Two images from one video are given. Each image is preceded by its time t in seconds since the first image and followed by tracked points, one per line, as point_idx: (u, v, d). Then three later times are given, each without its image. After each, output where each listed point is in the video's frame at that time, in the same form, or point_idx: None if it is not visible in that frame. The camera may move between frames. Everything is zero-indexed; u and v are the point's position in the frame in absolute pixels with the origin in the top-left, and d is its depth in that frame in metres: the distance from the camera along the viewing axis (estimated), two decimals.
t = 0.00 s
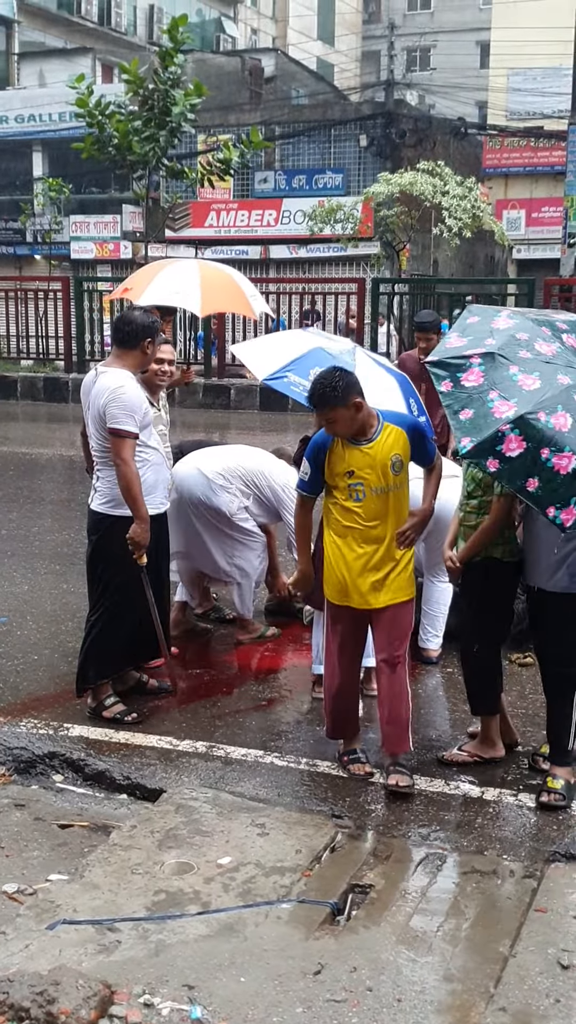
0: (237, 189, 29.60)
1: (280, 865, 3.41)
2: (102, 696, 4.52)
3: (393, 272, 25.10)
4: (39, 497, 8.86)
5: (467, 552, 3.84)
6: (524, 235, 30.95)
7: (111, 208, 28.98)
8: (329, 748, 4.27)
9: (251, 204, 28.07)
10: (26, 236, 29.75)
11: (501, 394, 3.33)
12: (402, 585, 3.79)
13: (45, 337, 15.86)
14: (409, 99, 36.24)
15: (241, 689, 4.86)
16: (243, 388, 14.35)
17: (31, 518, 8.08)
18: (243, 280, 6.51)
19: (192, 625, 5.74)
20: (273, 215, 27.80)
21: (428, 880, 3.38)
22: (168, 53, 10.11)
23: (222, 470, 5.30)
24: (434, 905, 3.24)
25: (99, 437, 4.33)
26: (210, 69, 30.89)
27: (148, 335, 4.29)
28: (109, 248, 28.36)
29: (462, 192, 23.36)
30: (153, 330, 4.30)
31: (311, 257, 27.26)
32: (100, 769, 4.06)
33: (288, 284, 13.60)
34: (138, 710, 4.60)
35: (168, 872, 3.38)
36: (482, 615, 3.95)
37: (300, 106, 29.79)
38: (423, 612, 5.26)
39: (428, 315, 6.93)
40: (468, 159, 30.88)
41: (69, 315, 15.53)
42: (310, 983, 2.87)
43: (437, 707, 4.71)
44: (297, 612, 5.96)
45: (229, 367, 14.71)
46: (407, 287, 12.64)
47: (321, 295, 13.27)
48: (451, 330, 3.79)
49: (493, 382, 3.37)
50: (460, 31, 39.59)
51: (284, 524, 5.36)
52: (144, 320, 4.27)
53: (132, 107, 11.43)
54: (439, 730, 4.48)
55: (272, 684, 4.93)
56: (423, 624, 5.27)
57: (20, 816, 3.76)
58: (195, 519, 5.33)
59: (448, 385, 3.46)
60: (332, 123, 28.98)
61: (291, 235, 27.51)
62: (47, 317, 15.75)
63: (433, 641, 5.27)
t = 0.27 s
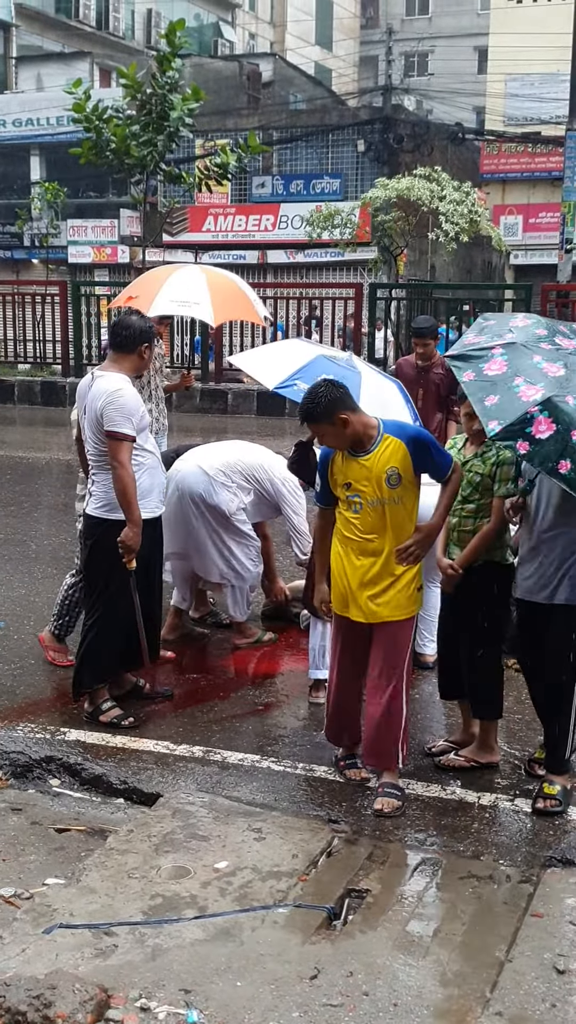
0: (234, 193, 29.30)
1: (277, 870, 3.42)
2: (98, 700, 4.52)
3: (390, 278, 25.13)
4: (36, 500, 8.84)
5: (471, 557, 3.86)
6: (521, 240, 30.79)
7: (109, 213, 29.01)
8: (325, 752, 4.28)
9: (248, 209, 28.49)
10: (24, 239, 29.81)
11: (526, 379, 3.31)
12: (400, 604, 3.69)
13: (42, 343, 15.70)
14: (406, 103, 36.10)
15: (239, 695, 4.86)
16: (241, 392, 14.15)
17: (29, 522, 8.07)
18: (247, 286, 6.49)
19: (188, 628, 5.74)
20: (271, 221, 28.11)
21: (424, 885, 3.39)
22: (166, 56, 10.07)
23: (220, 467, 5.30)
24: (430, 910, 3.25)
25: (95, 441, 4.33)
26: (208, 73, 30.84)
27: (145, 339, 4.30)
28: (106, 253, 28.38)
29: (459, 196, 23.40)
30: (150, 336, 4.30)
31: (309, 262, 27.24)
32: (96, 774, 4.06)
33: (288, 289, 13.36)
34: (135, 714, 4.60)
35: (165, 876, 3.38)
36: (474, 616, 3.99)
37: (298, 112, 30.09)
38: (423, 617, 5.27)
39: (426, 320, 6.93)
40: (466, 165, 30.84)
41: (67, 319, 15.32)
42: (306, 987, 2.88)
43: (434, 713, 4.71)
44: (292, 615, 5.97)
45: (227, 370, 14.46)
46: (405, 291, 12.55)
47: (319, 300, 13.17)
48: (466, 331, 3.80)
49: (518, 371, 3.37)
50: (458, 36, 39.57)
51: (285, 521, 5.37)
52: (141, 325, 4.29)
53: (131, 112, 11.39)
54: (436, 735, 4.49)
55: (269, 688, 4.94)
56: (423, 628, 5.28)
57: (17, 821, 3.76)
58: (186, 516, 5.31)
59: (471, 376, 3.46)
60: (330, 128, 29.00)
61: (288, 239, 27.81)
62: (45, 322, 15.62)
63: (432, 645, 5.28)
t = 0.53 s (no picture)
0: (233, 195, 29.45)
1: (276, 871, 3.43)
2: (97, 703, 4.52)
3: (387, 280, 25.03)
4: (33, 502, 8.85)
5: (473, 554, 3.84)
6: (519, 243, 30.50)
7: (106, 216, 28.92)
8: (324, 754, 4.29)
9: (246, 212, 28.51)
10: (21, 241, 29.64)
11: (530, 361, 3.26)
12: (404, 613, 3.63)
13: (40, 345, 14.99)
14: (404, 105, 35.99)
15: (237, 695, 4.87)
16: (239, 396, 13.72)
17: (26, 524, 8.08)
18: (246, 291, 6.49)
19: (187, 629, 5.75)
20: (269, 223, 28.11)
21: (422, 886, 3.40)
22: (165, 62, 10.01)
23: (217, 463, 5.33)
24: (428, 911, 3.26)
25: (95, 442, 4.33)
26: (206, 74, 30.80)
27: (144, 342, 4.33)
28: (104, 255, 28.36)
29: (457, 199, 23.34)
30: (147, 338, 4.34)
31: (307, 264, 27.19)
32: (95, 776, 4.06)
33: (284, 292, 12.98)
34: (133, 716, 4.61)
35: (163, 878, 3.39)
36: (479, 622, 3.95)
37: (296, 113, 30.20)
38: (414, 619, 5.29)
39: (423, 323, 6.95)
40: (463, 168, 30.73)
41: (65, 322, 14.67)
42: (305, 989, 2.88)
43: (432, 715, 4.72)
44: (290, 617, 5.97)
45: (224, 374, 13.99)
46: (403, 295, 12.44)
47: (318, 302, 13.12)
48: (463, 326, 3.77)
49: (520, 353, 3.32)
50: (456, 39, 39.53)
51: (285, 508, 5.53)
52: (141, 328, 4.31)
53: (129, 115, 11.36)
54: (434, 736, 4.51)
55: (267, 690, 4.94)
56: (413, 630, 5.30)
57: (15, 822, 3.77)
58: (185, 515, 5.31)
59: (473, 360, 3.40)
60: (328, 130, 28.94)
61: (286, 241, 27.85)
62: (44, 324, 14.87)
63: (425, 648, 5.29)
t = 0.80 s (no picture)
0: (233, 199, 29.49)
1: (276, 874, 3.43)
2: (97, 705, 4.52)
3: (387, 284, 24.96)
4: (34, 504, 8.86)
5: (471, 561, 3.77)
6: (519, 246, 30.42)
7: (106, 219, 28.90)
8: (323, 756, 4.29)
9: (246, 215, 28.40)
10: (21, 245, 29.62)
11: (510, 362, 3.11)
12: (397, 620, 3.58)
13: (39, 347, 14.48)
14: (403, 109, 36.02)
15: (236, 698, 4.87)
16: (239, 398, 13.16)
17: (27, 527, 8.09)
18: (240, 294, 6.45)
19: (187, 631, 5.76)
20: (268, 226, 28.04)
21: (422, 889, 3.40)
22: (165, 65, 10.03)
23: (208, 460, 5.33)
24: (428, 914, 3.26)
25: (98, 443, 4.32)
26: (206, 78, 30.84)
27: (140, 346, 4.32)
28: (104, 259, 28.36)
29: (456, 202, 23.30)
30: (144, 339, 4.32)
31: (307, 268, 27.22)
32: (94, 778, 4.07)
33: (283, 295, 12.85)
34: (132, 718, 4.61)
35: (164, 880, 3.39)
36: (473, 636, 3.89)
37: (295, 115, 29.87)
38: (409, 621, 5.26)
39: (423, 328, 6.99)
40: (463, 171, 30.68)
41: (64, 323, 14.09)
42: (304, 992, 2.89)
43: (432, 717, 4.73)
44: (291, 619, 5.97)
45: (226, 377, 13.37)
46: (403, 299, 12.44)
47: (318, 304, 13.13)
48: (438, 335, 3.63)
49: (499, 356, 3.17)
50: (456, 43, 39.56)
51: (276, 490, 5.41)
52: (137, 330, 4.30)
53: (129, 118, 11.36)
54: (435, 738, 4.52)
55: (267, 693, 4.94)
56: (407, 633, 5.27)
57: (16, 825, 3.77)
58: (179, 515, 5.33)
59: (451, 366, 3.25)
60: (327, 134, 28.98)
61: (285, 245, 28.00)
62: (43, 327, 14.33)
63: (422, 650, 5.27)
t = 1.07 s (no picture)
0: (230, 201, 29.48)
1: (274, 875, 3.43)
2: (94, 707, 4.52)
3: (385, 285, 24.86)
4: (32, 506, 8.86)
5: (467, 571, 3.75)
6: (516, 247, 30.20)
7: (104, 220, 28.85)
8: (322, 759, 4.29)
9: (244, 217, 28.39)
10: (18, 246, 29.58)
11: (484, 360, 3.10)
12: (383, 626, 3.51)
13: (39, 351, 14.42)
14: (402, 111, 35.93)
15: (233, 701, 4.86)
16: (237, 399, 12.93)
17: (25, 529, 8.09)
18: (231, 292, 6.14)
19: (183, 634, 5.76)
20: (266, 227, 27.98)
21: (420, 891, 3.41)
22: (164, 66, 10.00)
23: (184, 455, 5.34)
24: (425, 917, 3.26)
25: (92, 445, 4.32)
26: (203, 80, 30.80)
27: (135, 345, 4.31)
28: (102, 260, 28.33)
29: (454, 203, 23.18)
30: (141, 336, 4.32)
31: (305, 269, 27.21)
32: (92, 781, 4.07)
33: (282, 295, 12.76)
34: (130, 721, 4.61)
35: (161, 882, 3.40)
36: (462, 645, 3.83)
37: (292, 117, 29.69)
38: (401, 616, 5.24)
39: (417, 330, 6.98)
40: (461, 172, 30.60)
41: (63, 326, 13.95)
42: (302, 993, 2.89)
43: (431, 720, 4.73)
44: (288, 622, 5.96)
45: (222, 379, 13.34)
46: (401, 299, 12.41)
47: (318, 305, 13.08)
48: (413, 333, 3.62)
49: (473, 352, 3.15)
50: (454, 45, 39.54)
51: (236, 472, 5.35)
52: (132, 331, 4.29)
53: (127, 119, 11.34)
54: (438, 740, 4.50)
55: (264, 695, 4.94)
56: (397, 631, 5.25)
57: (13, 827, 3.77)
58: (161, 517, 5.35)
59: (425, 363, 3.24)
60: (325, 134, 28.94)
61: (283, 246, 27.80)
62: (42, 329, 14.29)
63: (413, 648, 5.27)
